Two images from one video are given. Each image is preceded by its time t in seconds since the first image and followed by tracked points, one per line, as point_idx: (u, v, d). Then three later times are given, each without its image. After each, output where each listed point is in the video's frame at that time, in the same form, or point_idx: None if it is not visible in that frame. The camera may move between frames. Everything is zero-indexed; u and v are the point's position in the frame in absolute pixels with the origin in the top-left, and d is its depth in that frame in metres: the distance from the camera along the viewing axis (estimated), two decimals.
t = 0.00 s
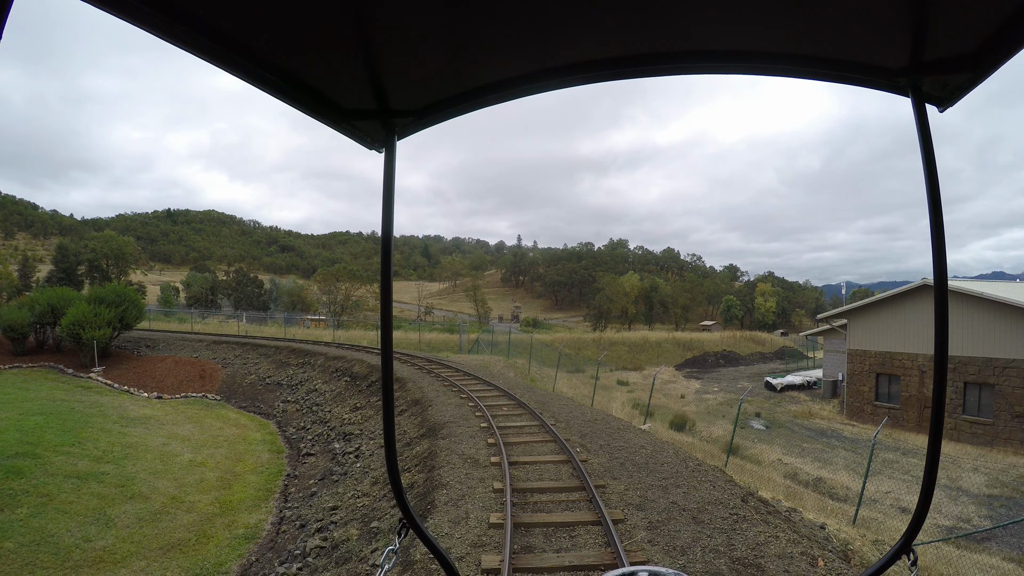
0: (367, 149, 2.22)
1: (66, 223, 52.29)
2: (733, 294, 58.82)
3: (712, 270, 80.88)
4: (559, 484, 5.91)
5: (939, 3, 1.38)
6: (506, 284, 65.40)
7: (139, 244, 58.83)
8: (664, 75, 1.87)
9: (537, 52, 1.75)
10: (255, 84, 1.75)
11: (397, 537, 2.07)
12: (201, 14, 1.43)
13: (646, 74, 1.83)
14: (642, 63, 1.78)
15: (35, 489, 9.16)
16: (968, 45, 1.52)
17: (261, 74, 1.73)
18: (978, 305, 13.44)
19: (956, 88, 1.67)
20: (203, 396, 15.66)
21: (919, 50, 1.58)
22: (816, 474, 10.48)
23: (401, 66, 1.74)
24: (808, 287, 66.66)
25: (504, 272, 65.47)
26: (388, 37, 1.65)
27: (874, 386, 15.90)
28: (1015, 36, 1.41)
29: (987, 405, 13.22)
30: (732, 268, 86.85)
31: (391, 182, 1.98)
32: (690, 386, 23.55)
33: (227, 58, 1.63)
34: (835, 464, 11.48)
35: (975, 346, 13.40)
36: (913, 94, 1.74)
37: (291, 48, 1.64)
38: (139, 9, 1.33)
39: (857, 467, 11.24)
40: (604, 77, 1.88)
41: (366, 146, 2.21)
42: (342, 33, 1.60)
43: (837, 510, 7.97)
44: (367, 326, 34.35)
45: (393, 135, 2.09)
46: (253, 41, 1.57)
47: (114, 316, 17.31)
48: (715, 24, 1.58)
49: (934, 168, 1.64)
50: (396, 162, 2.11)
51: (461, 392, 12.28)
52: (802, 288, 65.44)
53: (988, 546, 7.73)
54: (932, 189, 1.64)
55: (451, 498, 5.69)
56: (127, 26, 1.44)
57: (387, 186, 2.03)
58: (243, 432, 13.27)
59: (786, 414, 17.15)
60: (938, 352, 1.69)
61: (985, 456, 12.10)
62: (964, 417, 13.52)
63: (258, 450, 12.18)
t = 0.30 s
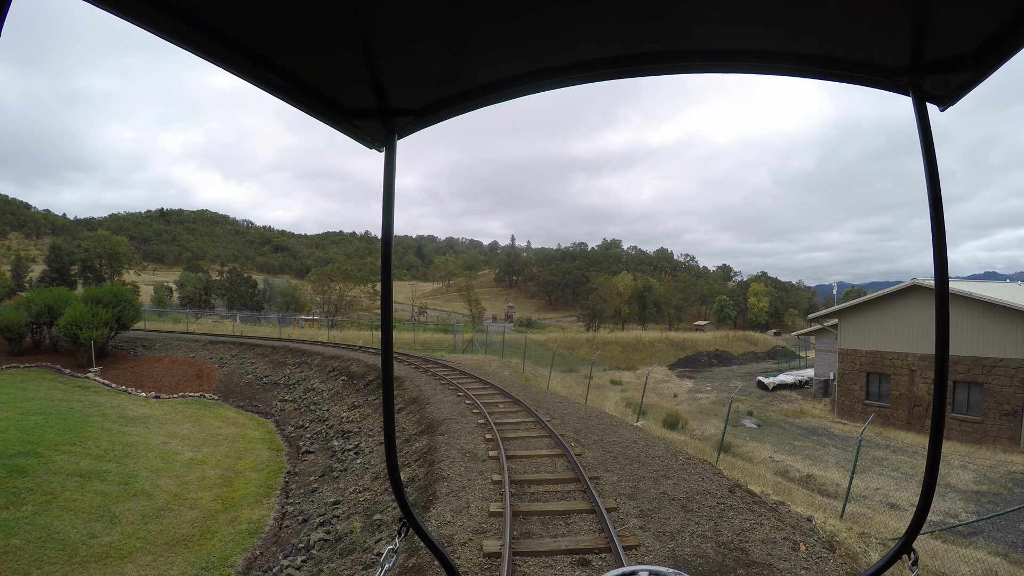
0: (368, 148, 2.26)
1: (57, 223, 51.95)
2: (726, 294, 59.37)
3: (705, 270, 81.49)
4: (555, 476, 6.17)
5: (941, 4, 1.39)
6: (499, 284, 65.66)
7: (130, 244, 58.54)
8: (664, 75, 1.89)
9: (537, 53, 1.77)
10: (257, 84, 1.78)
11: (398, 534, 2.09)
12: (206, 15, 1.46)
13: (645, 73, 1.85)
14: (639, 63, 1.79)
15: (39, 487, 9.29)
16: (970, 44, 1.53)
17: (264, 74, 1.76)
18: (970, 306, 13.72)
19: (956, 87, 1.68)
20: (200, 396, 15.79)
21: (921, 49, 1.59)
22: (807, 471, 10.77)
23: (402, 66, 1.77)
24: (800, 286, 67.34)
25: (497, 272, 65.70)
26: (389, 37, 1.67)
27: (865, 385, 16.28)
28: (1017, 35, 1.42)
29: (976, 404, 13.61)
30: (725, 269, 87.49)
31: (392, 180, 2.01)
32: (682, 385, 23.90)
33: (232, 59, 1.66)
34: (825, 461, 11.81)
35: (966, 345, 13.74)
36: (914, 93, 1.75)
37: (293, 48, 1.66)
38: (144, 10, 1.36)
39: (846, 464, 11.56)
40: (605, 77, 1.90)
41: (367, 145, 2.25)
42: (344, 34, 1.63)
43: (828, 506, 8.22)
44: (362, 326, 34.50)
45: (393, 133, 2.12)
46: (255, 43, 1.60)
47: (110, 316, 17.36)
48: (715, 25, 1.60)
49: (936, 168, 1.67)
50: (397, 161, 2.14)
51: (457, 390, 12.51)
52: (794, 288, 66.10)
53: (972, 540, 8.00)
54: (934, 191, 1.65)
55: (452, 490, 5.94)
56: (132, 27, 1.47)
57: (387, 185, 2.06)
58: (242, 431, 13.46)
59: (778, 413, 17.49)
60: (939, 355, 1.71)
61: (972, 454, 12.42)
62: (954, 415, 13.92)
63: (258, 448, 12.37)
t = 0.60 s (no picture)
0: (369, 148, 2.22)
1: (46, 224, 51.66)
2: (718, 294, 59.98)
3: (696, 271, 82.22)
4: (551, 469, 6.45)
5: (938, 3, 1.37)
6: (492, 285, 65.98)
7: (121, 244, 58.33)
8: (660, 75, 1.86)
9: (537, 52, 1.74)
10: (255, 83, 1.75)
11: (399, 533, 2.13)
12: (204, 15, 1.43)
13: (645, 73, 1.82)
14: (640, 63, 1.76)
15: (41, 486, 9.43)
16: (969, 44, 1.50)
17: (262, 72, 1.73)
18: (965, 307, 14.17)
19: (956, 88, 1.65)
20: (197, 396, 15.92)
21: (919, 49, 1.56)
22: (797, 469, 11.06)
23: (402, 65, 1.73)
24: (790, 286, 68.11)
25: (489, 272, 66.03)
26: (387, 36, 1.63)
27: (855, 384, 16.68)
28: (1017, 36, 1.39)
29: (963, 403, 13.96)
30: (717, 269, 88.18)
31: (393, 182, 1.97)
32: (674, 385, 24.29)
33: (230, 59, 1.63)
34: (813, 459, 12.16)
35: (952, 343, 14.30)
36: (913, 93, 1.71)
37: (291, 47, 1.64)
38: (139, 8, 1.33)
39: (834, 462, 11.91)
40: (602, 77, 1.86)
41: (368, 145, 2.20)
42: (343, 31, 1.59)
43: (817, 502, 8.47)
44: (357, 327, 34.69)
45: (395, 134, 2.09)
46: (255, 43, 1.56)
47: (106, 317, 17.44)
48: (713, 23, 1.57)
49: (935, 167, 1.61)
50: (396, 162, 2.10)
51: (454, 389, 12.80)
52: (785, 288, 66.79)
53: (957, 535, 8.27)
54: (934, 189, 1.60)
55: (452, 482, 6.25)
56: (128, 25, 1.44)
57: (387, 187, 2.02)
58: (240, 430, 13.69)
59: (769, 412, 17.87)
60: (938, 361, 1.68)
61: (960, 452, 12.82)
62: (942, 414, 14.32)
63: (257, 447, 12.67)
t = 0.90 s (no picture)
0: (371, 150, 2.29)
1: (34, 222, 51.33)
2: (709, 294, 60.52)
3: (687, 271, 82.87)
4: (545, 462, 6.78)
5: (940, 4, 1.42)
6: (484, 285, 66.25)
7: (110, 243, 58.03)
8: (660, 77, 1.92)
9: (537, 52, 1.81)
10: (256, 83, 1.80)
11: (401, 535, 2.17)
12: (204, 14, 1.48)
13: (646, 75, 1.89)
14: (639, 65, 1.84)
15: (43, 484, 9.63)
16: (968, 46, 1.56)
17: (263, 74, 1.79)
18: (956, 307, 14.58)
19: (953, 89, 1.71)
20: (193, 395, 16.07)
21: (921, 51, 1.62)
22: (786, 466, 11.40)
23: (404, 67, 1.80)
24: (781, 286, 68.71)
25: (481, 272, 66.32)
26: (387, 37, 1.70)
27: (843, 383, 17.11)
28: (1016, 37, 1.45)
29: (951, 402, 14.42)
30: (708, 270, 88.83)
31: (394, 179, 2.03)
32: (665, 384, 24.71)
33: (233, 60, 1.67)
34: (801, 456, 12.52)
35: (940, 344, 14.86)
36: (911, 95, 1.78)
37: (292, 48, 1.69)
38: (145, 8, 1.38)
39: (821, 459, 12.29)
40: (600, 79, 1.93)
41: (369, 147, 2.27)
42: (345, 36, 1.66)
43: (807, 499, 8.74)
44: (350, 326, 34.90)
45: (396, 135, 2.16)
46: (255, 43, 1.61)
47: (102, 316, 17.55)
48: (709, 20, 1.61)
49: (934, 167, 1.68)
50: (398, 162, 2.17)
51: (449, 387, 13.07)
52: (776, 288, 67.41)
53: (942, 529, 8.56)
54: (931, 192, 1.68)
55: (451, 475, 6.61)
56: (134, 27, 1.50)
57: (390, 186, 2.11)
58: (237, 429, 13.97)
59: (758, 411, 18.27)
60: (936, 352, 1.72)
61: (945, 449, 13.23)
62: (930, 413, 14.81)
63: (254, 445, 12.94)
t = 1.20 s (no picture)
0: (374, 151, 2.37)
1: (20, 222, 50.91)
2: (700, 294, 61.10)
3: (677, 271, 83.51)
4: (540, 455, 7.13)
5: (936, 8, 1.48)
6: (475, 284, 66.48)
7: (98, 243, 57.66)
8: (667, 77, 2.01)
9: (538, 54, 1.88)
10: (261, 84, 1.86)
11: (406, 527, 2.36)
12: (206, 16, 1.51)
13: (652, 76, 1.98)
14: (637, 69, 1.92)
15: (45, 482, 9.82)
16: (964, 53, 1.63)
17: (268, 75, 1.85)
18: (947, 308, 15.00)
19: (949, 94, 1.78)
20: (188, 394, 16.22)
21: (918, 57, 1.68)
22: (775, 463, 11.74)
23: (406, 70, 1.86)
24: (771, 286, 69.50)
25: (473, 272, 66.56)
26: (388, 40, 1.75)
27: (832, 382, 17.60)
28: (1013, 39, 1.51)
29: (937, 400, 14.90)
30: (699, 271, 89.46)
31: (398, 179, 2.11)
32: (655, 383, 25.12)
33: (239, 63, 1.73)
34: (789, 453, 12.92)
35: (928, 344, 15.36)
36: (910, 98, 1.83)
37: (296, 50, 1.74)
38: (155, 17, 1.44)
39: (808, 456, 12.70)
40: (610, 80, 2.01)
41: (373, 148, 2.35)
42: (347, 40, 1.72)
43: (796, 495, 9.04)
44: (343, 326, 35.07)
45: (400, 136, 2.24)
46: (259, 45, 1.67)
47: (96, 317, 17.65)
48: (711, 24, 1.68)
49: (930, 166, 1.73)
50: (402, 161, 2.25)
51: (444, 385, 13.34)
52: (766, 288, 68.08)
53: (927, 523, 8.88)
54: (928, 191, 1.73)
55: (450, 467, 6.96)
56: (144, 32, 1.55)
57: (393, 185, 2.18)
58: (233, 428, 14.15)
59: (748, 410, 18.69)
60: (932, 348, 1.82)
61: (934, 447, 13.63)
62: (916, 411, 15.28)
63: (252, 443, 13.17)
